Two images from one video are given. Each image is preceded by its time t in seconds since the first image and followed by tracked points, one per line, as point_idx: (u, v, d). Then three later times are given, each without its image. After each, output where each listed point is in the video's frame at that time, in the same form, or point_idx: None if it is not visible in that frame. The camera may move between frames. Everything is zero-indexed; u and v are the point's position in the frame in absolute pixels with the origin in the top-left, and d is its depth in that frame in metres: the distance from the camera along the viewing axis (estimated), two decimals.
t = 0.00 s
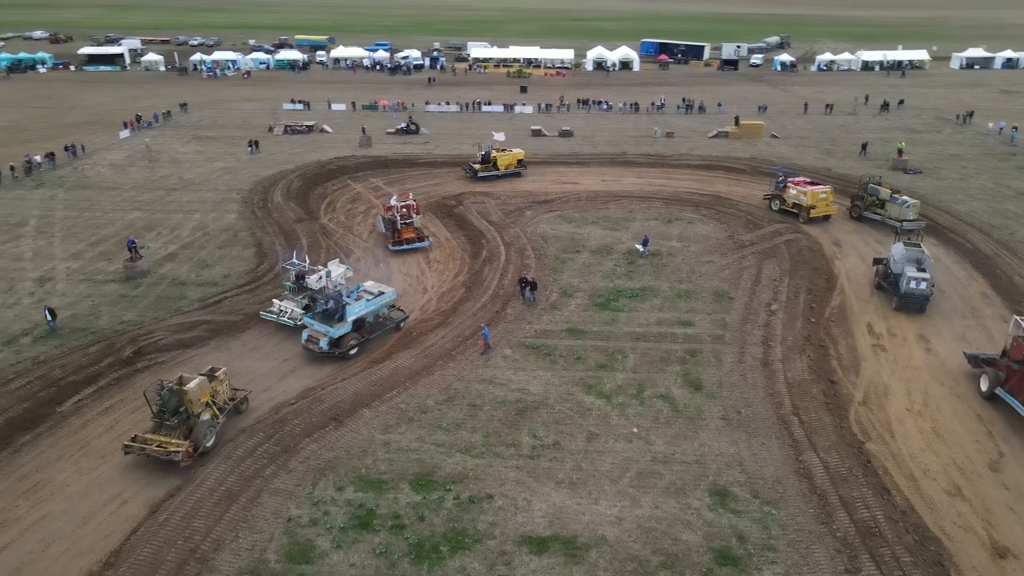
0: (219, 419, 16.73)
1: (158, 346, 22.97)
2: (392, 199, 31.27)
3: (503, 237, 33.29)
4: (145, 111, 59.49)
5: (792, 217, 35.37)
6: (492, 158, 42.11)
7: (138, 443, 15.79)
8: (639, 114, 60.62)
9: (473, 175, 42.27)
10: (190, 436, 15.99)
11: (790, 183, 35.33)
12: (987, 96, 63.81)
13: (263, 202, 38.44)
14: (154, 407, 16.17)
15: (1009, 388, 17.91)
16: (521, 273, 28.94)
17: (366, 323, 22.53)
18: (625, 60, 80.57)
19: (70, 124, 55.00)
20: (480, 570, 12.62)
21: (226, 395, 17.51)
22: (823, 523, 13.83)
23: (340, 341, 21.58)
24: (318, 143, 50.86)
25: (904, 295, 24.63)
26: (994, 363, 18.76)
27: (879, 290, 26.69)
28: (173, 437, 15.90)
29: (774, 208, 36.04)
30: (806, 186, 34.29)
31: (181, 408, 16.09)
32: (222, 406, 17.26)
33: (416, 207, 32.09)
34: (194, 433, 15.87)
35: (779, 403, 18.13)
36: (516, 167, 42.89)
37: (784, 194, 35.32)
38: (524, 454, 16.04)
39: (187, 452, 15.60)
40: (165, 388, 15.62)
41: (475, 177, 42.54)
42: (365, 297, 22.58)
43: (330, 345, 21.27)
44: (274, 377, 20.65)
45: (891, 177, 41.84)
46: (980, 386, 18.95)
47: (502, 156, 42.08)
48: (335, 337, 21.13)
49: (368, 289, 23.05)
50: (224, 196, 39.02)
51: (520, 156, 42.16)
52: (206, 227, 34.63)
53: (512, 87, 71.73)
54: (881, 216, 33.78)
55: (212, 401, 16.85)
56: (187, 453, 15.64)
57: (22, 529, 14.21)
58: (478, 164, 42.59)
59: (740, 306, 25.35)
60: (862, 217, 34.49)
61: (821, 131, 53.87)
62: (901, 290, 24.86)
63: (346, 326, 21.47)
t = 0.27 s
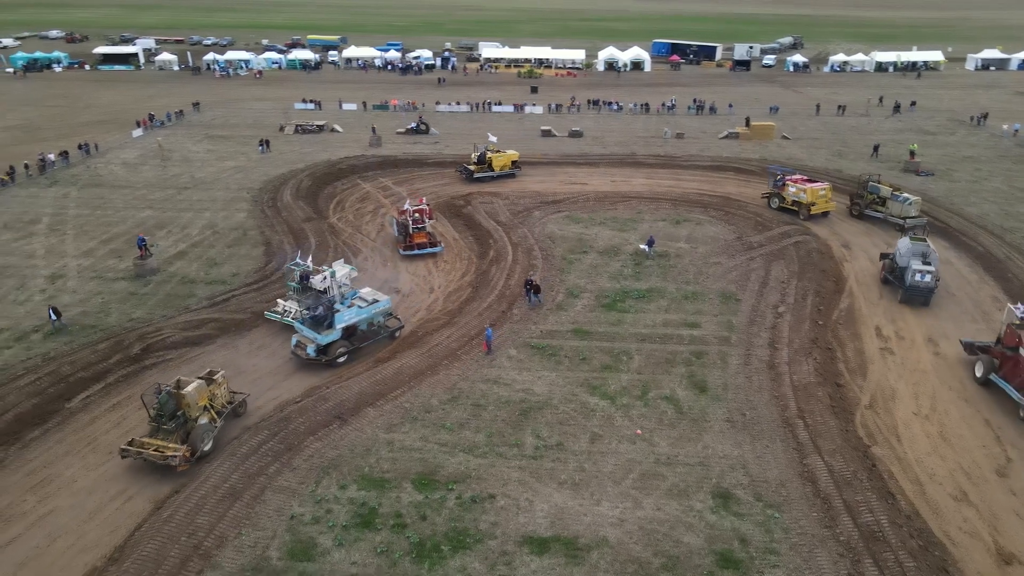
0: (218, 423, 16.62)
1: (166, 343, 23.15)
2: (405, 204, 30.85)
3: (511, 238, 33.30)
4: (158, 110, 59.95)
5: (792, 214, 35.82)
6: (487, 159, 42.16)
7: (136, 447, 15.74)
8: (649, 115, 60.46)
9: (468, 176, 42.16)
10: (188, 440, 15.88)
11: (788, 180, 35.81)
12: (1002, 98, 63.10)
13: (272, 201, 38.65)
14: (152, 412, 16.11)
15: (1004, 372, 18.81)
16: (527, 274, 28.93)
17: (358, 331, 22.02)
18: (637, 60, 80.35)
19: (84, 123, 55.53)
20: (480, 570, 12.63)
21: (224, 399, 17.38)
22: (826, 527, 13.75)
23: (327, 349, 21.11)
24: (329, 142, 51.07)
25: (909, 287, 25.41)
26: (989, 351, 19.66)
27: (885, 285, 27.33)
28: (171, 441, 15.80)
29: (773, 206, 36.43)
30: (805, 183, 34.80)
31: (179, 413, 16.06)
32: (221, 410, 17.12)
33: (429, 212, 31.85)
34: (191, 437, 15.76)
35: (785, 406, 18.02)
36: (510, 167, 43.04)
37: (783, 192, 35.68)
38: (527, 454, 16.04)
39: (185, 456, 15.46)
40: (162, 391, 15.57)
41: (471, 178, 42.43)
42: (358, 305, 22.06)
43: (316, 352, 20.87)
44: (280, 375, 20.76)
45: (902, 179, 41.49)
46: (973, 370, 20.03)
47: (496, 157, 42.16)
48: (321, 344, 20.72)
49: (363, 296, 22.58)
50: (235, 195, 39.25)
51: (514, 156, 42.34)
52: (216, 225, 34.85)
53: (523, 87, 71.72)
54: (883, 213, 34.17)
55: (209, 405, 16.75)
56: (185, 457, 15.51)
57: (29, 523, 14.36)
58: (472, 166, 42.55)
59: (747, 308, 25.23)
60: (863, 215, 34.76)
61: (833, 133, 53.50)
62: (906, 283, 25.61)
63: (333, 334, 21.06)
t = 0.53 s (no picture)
0: (213, 429, 16.38)
1: (176, 340, 23.37)
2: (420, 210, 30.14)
3: (520, 238, 33.30)
4: (174, 109, 60.55)
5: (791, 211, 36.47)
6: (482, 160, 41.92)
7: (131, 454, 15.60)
8: (663, 116, 60.22)
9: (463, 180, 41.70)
10: (182, 446, 15.73)
11: (786, 177, 36.33)
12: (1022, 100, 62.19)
13: (285, 200, 38.91)
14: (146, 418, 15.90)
15: (998, 354, 19.92)
16: (536, 274, 28.92)
17: (344, 340, 21.24)
18: (651, 61, 80.02)
19: (102, 121, 56.20)
20: (481, 569, 12.64)
21: (220, 404, 17.15)
22: (831, 532, 13.63)
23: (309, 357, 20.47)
24: (342, 141, 51.33)
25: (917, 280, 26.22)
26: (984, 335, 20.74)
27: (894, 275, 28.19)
28: (166, 448, 15.64)
29: (770, 203, 36.92)
30: (804, 180, 35.40)
31: (173, 419, 15.81)
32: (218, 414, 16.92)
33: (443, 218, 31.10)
34: (186, 444, 15.60)
35: (792, 410, 17.88)
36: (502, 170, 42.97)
37: (782, 190, 36.18)
38: (531, 454, 16.03)
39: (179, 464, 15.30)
40: (156, 398, 15.35)
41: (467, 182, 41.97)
42: (344, 313, 21.32)
43: (297, 359, 20.25)
44: (287, 372, 20.88)
45: (917, 182, 41.04)
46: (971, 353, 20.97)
47: (490, 158, 41.98)
48: (302, 352, 20.08)
49: (352, 305, 21.82)
50: (247, 194, 39.56)
51: (506, 156, 42.34)
52: (228, 223, 35.13)
53: (537, 88, 71.69)
54: (882, 210, 34.74)
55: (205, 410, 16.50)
56: (179, 464, 15.37)
57: (37, 517, 14.55)
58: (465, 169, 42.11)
59: (756, 310, 25.07)
60: (862, 212, 35.23)
61: (848, 134, 53.02)
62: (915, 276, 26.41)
63: (315, 342, 20.37)
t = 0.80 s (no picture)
0: (208, 434, 16.03)
1: (184, 338, 23.54)
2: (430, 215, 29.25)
3: (528, 238, 33.29)
4: (187, 108, 61.01)
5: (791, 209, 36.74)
6: (477, 161, 41.66)
7: (124, 457, 15.19)
8: (673, 116, 60.04)
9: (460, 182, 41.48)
10: (177, 451, 15.38)
11: (784, 175, 36.73)
12: None
13: (294, 198, 39.10)
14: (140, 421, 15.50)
15: (994, 341, 20.93)
16: (543, 274, 28.91)
17: (331, 346, 20.70)
18: (663, 61, 79.78)
19: (116, 120, 56.73)
20: (482, 569, 12.65)
21: (216, 408, 16.78)
22: (834, 536, 13.54)
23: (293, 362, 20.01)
24: (352, 141, 51.51)
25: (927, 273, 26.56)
26: (981, 324, 21.74)
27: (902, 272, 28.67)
28: (160, 452, 15.26)
29: (769, 201, 37.19)
30: (803, 178, 35.72)
31: (168, 423, 15.43)
32: (214, 419, 16.57)
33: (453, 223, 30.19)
34: (180, 449, 15.26)
35: (797, 412, 17.78)
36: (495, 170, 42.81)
37: (781, 188, 36.45)
38: (535, 454, 16.03)
39: (173, 470, 14.98)
40: (152, 402, 14.95)
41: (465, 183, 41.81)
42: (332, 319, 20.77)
43: (282, 364, 19.82)
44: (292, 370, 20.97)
45: (929, 184, 40.68)
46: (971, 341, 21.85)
47: (485, 159, 41.75)
48: (286, 357, 19.63)
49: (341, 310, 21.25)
50: (257, 192, 39.79)
51: (500, 157, 42.21)
52: (238, 222, 35.34)
53: (547, 88, 71.67)
54: (881, 207, 35.17)
55: (201, 415, 16.13)
56: (173, 470, 15.02)
57: (44, 512, 14.69)
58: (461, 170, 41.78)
59: (763, 312, 24.95)
60: (861, 209, 35.59)
61: (860, 136, 52.65)
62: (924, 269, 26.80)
63: (300, 347, 19.88)
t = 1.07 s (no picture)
0: (202, 440, 15.78)
1: (194, 334, 23.76)
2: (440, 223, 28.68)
3: (538, 238, 33.28)
4: (203, 106, 61.58)
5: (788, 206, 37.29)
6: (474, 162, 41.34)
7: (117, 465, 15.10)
8: (687, 117, 59.79)
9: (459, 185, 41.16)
10: (169, 458, 15.21)
11: (779, 172, 37.23)
12: None
13: (306, 197, 39.34)
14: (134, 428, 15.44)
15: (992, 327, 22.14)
16: (552, 274, 28.87)
17: (313, 352, 20.25)
18: (678, 62, 79.43)
19: (133, 118, 57.36)
20: (483, 568, 12.65)
21: (211, 414, 16.50)
22: (839, 541, 13.42)
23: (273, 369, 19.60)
24: (365, 140, 51.74)
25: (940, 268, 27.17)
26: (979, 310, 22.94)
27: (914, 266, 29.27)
28: (152, 460, 15.13)
29: (766, 199, 37.62)
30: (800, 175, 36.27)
31: (159, 430, 15.30)
32: (209, 424, 16.33)
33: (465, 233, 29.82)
34: (172, 456, 15.08)
35: (804, 416, 17.64)
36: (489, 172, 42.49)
37: (778, 185, 36.91)
38: (539, 455, 16.02)
39: (164, 477, 14.82)
40: (141, 408, 14.85)
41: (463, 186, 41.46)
42: (314, 325, 20.29)
43: (262, 370, 19.44)
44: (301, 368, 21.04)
45: (945, 186, 40.22)
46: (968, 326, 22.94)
47: (482, 160, 41.45)
48: (265, 363, 19.25)
49: (323, 315, 20.75)
50: (270, 191, 40.07)
51: (494, 159, 41.97)
52: (250, 220, 35.60)
53: (561, 88, 71.59)
54: (879, 204, 35.56)
55: (194, 421, 15.89)
56: (164, 477, 14.86)
57: (53, 505, 14.89)
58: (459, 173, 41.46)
59: (772, 314, 24.77)
60: (859, 206, 36.02)
61: (875, 137, 52.14)
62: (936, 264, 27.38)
63: (280, 353, 19.50)
